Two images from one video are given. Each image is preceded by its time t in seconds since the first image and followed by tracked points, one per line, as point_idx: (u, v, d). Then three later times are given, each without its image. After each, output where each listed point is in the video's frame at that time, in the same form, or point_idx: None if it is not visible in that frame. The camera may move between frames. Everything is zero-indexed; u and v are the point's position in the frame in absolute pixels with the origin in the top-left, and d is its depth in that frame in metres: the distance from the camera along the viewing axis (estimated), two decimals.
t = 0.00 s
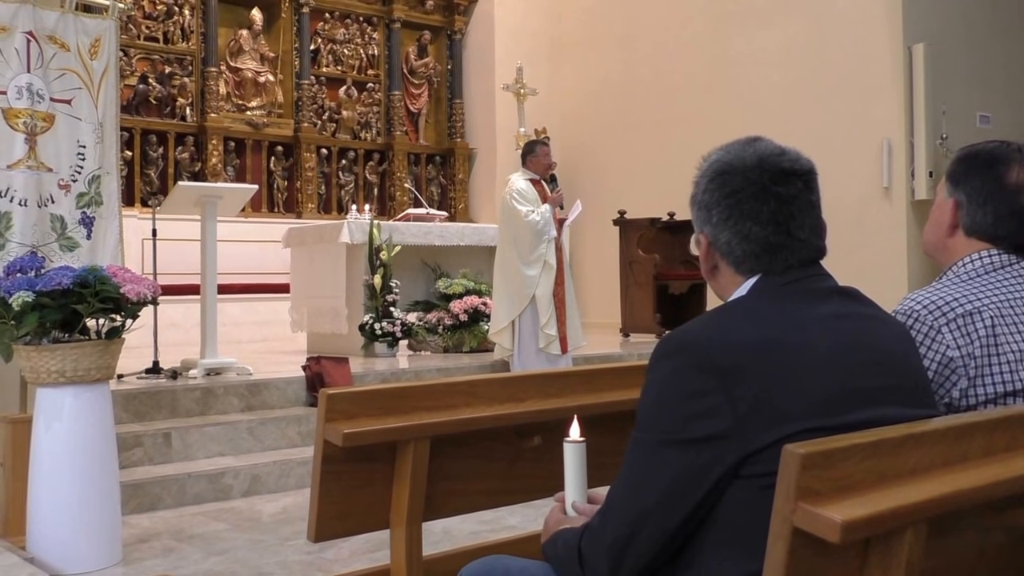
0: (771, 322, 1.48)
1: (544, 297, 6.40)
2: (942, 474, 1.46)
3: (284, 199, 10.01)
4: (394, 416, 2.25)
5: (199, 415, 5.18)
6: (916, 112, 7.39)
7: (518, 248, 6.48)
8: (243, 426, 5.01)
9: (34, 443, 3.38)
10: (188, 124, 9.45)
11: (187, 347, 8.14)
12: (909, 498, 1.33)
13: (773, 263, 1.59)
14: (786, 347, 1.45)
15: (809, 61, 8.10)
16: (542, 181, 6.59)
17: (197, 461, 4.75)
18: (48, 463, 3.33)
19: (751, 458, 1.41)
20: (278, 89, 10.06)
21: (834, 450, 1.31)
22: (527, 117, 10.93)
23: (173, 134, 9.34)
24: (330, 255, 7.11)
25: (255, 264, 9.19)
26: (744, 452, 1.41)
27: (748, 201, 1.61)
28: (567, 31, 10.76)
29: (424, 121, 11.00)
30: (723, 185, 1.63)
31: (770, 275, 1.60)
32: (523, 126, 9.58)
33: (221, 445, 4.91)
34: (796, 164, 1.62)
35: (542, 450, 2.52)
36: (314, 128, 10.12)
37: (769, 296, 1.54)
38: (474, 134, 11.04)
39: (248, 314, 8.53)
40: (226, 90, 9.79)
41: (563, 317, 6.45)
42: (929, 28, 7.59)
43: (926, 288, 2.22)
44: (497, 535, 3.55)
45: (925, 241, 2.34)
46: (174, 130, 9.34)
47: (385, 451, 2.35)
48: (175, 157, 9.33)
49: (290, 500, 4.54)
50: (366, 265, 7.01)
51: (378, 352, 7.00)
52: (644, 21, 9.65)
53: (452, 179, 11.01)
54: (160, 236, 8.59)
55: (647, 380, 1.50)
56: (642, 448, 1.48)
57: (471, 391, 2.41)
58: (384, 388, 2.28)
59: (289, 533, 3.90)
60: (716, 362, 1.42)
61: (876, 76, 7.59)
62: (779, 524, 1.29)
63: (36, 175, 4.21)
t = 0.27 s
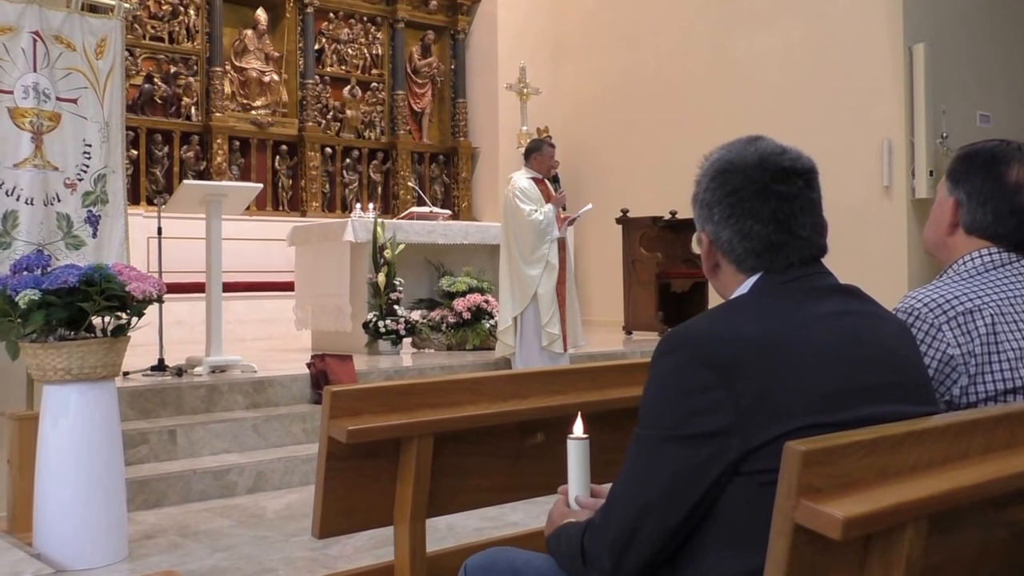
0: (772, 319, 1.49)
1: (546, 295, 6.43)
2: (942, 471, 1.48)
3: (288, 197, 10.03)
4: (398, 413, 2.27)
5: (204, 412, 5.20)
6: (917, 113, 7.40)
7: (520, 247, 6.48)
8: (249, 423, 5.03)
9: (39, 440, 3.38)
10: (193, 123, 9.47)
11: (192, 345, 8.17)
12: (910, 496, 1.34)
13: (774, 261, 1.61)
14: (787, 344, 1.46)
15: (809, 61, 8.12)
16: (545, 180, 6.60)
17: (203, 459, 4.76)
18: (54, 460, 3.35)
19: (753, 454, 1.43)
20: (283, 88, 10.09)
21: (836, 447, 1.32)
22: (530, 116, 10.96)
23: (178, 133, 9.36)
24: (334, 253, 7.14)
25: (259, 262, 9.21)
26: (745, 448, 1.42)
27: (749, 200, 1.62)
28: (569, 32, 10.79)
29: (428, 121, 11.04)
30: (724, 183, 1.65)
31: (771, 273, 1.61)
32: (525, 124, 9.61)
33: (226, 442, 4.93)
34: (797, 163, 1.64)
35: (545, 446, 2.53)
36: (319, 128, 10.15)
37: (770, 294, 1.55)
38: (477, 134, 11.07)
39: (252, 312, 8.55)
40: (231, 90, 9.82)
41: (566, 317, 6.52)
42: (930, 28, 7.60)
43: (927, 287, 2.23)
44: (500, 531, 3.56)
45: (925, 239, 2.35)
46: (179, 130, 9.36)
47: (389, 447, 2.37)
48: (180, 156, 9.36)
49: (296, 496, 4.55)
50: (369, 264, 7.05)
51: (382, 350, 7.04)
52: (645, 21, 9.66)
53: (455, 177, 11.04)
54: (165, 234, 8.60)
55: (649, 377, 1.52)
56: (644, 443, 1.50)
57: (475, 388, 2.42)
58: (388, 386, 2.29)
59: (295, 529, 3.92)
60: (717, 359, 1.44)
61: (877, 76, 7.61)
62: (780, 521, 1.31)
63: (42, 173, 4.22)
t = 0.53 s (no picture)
0: (771, 317, 1.50)
1: (545, 293, 6.45)
2: (941, 468, 1.49)
3: (290, 197, 10.05)
4: (399, 412, 2.28)
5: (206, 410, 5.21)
6: (916, 112, 7.41)
7: (520, 245, 6.51)
8: (251, 422, 5.04)
9: (41, 438, 3.39)
10: (193, 123, 9.48)
11: (194, 343, 8.19)
12: (909, 494, 1.35)
13: (773, 260, 1.62)
14: (787, 342, 1.47)
15: (809, 61, 8.13)
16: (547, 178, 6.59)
17: (204, 457, 4.77)
18: (56, 458, 3.36)
19: (753, 452, 1.44)
20: (284, 88, 10.09)
21: (835, 445, 1.33)
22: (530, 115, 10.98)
23: (179, 133, 9.36)
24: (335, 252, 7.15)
25: (261, 261, 9.22)
26: (745, 446, 1.43)
27: (749, 199, 1.63)
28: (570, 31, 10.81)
29: (429, 120, 11.06)
30: (724, 182, 1.66)
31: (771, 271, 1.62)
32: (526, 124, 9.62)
33: (228, 440, 4.94)
34: (797, 162, 1.64)
35: (546, 444, 2.54)
36: (320, 127, 10.17)
37: (770, 292, 1.56)
38: (478, 133, 11.11)
39: (253, 311, 8.58)
40: (232, 90, 9.83)
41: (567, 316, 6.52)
42: (929, 28, 7.61)
43: (927, 285, 2.24)
44: (501, 529, 3.57)
45: (926, 238, 2.36)
46: (181, 129, 9.37)
47: (391, 445, 2.38)
48: (182, 156, 9.38)
49: (298, 494, 4.56)
50: (371, 262, 7.07)
51: (384, 348, 6.99)
52: (645, 20, 9.67)
53: (456, 176, 11.06)
54: (167, 234, 8.62)
55: (649, 375, 1.53)
56: (644, 441, 1.51)
57: (476, 386, 2.43)
58: (391, 384, 2.31)
59: (297, 527, 3.93)
60: (718, 358, 1.45)
61: (876, 76, 7.61)
62: (780, 518, 1.32)
63: (44, 173, 4.23)
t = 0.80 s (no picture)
0: (770, 315, 1.51)
1: (542, 291, 6.44)
2: (939, 467, 1.50)
3: (290, 196, 10.06)
4: (398, 411, 2.29)
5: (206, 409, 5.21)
6: (915, 110, 7.41)
7: (518, 242, 6.52)
8: (250, 421, 5.05)
9: (42, 437, 3.40)
10: (193, 122, 9.48)
11: (195, 343, 8.20)
12: (907, 492, 1.35)
13: (772, 258, 1.62)
14: (786, 341, 1.48)
15: (808, 60, 8.13)
16: (547, 177, 6.58)
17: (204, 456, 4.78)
18: (56, 456, 3.36)
19: (751, 450, 1.44)
20: (284, 88, 10.08)
21: (833, 443, 1.34)
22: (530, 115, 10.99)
23: (178, 133, 9.37)
24: (335, 251, 7.17)
25: (261, 260, 9.23)
26: (744, 444, 1.44)
27: (748, 197, 1.63)
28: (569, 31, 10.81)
29: (428, 120, 11.06)
30: (723, 180, 1.66)
31: (770, 270, 1.63)
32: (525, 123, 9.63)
33: (228, 439, 4.94)
34: (796, 161, 1.65)
35: (546, 444, 2.55)
36: (320, 127, 10.17)
37: (769, 291, 1.57)
38: (478, 133, 11.12)
39: (253, 310, 8.61)
40: (232, 89, 9.82)
41: (567, 315, 6.52)
42: (928, 28, 7.61)
43: (926, 283, 2.25)
44: (499, 528, 3.58)
45: (925, 237, 2.37)
46: (181, 129, 9.38)
47: (390, 445, 2.38)
48: (181, 155, 9.38)
49: (298, 493, 4.57)
50: (370, 262, 7.08)
51: (383, 347, 7.01)
52: (644, 19, 9.67)
53: (456, 176, 11.07)
54: (167, 233, 8.62)
55: (649, 373, 1.53)
56: (643, 439, 1.51)
57: (475, 385, 2.44)
58: (391, 383, 2.31)
59: (296, 526, 3.93)
60: (717, 356, 1.45)
61: (875, 75, 7.61)
62: (779, 516, 1.32)
63: (44, 172, 4.24)
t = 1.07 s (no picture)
0: (770, 313, 1.51)
1: (542, 289, 6.46)
2: (938, 466, 1.50)
3: (290, 196, 10.06)
4: (398, 410, 2.29)
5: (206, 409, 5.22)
6: (914, 109, 7.41)
7: (517, 241, 6.51)
8: (250, 421, 5.05)
9: (42, 436, 3.40)
10: (193, 122, 9.48)
11: (195, 342, 8.21)
12: (906, 491, 1.36)
13: (772, 257, 1.62)
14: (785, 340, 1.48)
15: (808, 59, 8.13)
16: (550, 177, 6.59)
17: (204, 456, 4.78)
18: (56, 455, 3.37)
19: (751, 448, 1.45)
20: (284, 87, 10.08)
21: (832, 442, 1.34)
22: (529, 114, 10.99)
23: (178, 132, 9.37)
24: (334, 251, 7.17)
25: (261, 259, 9.23)
26: (743, 441, 1.44)
27: (748, 196, 1.63)
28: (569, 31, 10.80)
29: (427, 119, 11.05)
30: (723, 180, 1.66)
31: (770, 269, 1.63)
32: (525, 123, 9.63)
33: (227, 439, 4.94)
34: (796, 161, 1.65)
35: (545, 443, 2.55)
36: (319, 126, 10.17)
37: (769, 289, 1.57)
38: (477, 132, 11.12)
39: (253, 309, 8.62)
40: (231, 89, 9.81)
41: (569, 313, 6.55)
42: (927, 28, 7.61)
43: (925, 282, 2.25)
44: (499, 526, 3.59)
45: (924, 236, 2.37)
46: (181, 128, 9.38)
47: (390, 444, 2.39)
48: (181, 155, 9.38)
49: (298, 493, 4.57)
50: (370, 261, 7.09)
51: (383, 347, 7.04)
52: (643, 17, 9.67)
53: (455, 175, 11.07)
54: (167, 233, 8.62)
55: (649, 371, 1.53)
56: (643, 436, 1.51)
57: (475, 385, 2.44)
58: (392, 382, 2.31)
59: (296, 525, 3.93)
60: (716, 354, 1.45)
61: (874, 74, 7.61)
62: (779, 515, 1.33)
63: (44, 172, 4.24)
